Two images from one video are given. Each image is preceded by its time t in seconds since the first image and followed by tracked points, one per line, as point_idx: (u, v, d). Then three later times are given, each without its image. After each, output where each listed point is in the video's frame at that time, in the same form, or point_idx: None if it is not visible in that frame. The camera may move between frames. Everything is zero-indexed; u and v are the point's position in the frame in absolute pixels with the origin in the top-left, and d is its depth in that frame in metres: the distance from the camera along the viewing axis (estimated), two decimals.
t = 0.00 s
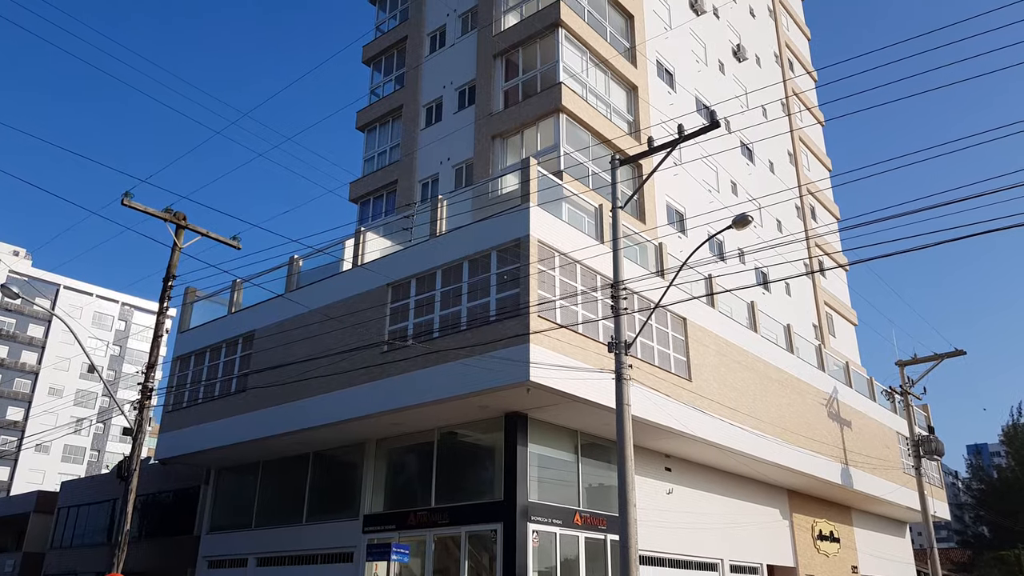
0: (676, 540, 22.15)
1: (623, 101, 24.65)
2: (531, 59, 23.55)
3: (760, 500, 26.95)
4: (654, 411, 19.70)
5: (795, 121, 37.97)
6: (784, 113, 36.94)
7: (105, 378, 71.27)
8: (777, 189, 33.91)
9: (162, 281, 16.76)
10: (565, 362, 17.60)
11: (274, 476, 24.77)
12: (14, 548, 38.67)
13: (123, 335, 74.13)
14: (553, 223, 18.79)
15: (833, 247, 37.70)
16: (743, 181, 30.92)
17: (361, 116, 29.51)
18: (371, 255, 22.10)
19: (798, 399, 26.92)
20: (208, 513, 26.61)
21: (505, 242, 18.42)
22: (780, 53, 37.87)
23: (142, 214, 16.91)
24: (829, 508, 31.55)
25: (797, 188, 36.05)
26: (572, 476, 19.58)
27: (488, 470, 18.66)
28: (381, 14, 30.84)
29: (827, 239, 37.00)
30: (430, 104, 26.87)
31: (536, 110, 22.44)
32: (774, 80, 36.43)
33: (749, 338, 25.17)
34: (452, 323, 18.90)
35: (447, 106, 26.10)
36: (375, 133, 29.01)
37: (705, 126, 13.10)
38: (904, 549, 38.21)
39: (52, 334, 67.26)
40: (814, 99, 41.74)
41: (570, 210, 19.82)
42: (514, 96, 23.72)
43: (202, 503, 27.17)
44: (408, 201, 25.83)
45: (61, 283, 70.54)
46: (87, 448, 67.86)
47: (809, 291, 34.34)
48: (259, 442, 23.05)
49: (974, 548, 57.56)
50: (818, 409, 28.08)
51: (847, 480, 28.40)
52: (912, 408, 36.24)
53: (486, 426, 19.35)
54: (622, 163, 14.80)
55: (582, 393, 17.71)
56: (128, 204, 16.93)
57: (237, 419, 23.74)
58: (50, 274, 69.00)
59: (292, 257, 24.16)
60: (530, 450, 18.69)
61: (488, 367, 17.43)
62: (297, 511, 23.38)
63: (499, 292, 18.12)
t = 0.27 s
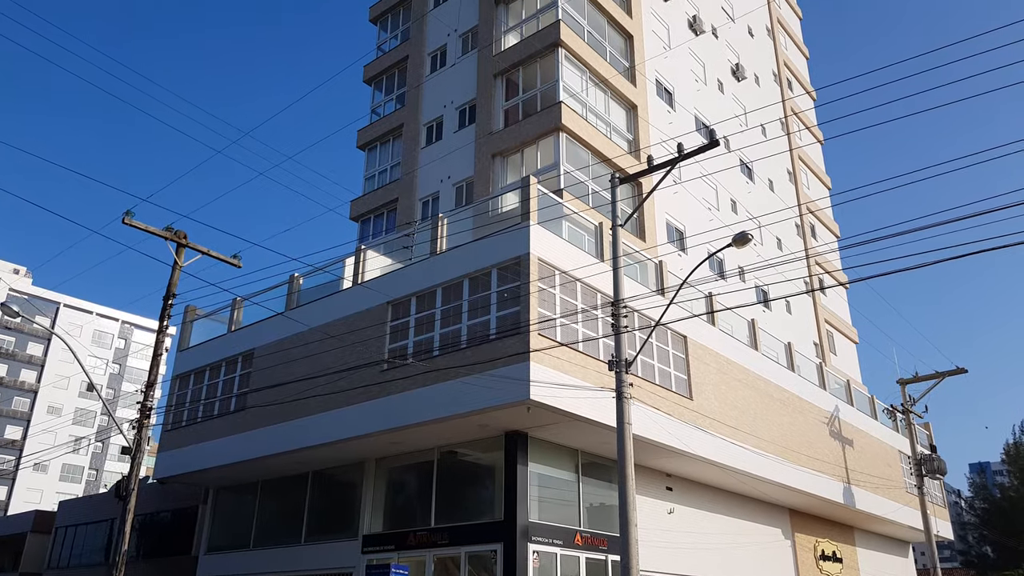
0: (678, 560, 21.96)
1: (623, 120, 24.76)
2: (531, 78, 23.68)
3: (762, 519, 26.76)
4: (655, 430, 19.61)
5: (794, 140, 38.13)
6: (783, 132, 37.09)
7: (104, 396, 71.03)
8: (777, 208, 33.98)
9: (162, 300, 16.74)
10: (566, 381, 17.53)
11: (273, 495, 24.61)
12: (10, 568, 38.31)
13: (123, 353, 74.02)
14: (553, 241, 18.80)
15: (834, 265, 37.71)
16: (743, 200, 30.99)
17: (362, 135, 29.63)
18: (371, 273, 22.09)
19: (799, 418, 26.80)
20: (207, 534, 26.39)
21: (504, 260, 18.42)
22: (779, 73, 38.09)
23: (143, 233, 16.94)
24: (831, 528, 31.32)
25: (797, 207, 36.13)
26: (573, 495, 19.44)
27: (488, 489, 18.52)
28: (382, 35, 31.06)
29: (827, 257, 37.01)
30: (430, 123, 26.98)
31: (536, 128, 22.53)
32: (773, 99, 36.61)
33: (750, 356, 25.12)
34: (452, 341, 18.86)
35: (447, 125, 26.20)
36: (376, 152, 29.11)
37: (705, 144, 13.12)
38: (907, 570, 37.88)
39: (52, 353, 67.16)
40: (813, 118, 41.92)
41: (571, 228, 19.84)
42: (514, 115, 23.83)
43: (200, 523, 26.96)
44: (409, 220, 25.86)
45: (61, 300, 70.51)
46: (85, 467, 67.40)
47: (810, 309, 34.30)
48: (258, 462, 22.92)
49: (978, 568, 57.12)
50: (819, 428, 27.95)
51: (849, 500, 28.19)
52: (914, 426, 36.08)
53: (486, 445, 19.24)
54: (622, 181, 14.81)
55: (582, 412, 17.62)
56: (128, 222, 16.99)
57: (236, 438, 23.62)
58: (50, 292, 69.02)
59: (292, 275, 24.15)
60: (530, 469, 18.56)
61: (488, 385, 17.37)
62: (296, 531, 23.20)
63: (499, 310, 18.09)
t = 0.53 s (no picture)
0: None
1: (623, 138, 24.84)
2: (531, 97, 23.81)
3: (764, 539, 26.55)
4: (656, 449, 19.51)
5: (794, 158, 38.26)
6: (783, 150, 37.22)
7: (103, 414, 70.77)
8: (777, 226, 34.04)
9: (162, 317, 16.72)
10: (566, 399, 17.45)
11: (272, 514, 24.44)
12: None
13: (123, 370, 73.88)
14: (554, 259, 18.79)
15: (834, 283, 37.70)
16: (743, 218, 31.04)
17: (363, 153, 29.73)
18: (371, 290, 22.07)
19: (801, 436, 26.66)
20: (205, 553, 26.17)
21: (505, 278, 18.41)
22: (779, 91, 38.30)
23: (144, 251, 16.96)
24: (834, 547, 31.09)
25: (797, 225, 36.18)
26: (574, 515, 19.29)
27: (488, 508, 18.39)
28: (384, 53, 31.28)
29: (827, 274, 37.00)
30: (431, 141, 27.09)
31: (536, 146, 22.61)
32: (772, 118, 36.78)
33: (751, 374, 25.05)
34: (452, 359, 18.81)
35: (448, 143, 26.30)
36: (377, 170, 29.20)
37: (704, 162, 13.13)
38: None
39: (52, 371, 67.03)
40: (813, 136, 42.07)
41: (571, 246, 19.84)
42: (514, 133, 23.92)
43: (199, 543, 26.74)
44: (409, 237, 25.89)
45: (61, 318, 70.49)
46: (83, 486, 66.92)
47: (811, 327, 34.24)
48: (257, 481, 22.79)
49: None
50: (821, 447, 27.80)
51: (851, 519, 27.97)
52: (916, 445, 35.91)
53: (487, 463, 19.12)
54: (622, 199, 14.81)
55: (583, 430, 17.52)
56: (130, 240, 17.02)
57: (235, 457, 23.50)
58: (51, 309, 69.01)
59: (293, 292, 24.12)
60: (531, 488, 18.43)
61: (488, 404, 17.30)
62: (295, 550, 23.01)
63: (500, 328, 18.07)
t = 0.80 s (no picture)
0: None
1: (624, 155, 24.92)
2: (531, 115, 23.92)
3: (766, 558, 26.33)
4: (657, 467, 19.40)
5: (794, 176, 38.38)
6: (784, 168, 37.32)
7: (101, 431, 70.51)
8: (777, 243, 34.07)
9: (162, 334, 16.70)
10: (567, 417, 17.36)
11: (271, 532, 24.27)
12: None
13: (122, 387, 73.68)
14: (554, 276, 18.78)
15: (835, 300, 37.67)
16: (743, 235, 31.08)
17: (364, 170, 29.81)
18: (371, 307, 22.05)
19: (803, 454, 26.52)
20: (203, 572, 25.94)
21: (505, 295, 18.39)
22: (778, 109, 38.47)
23: (145, 268, 17.01)
24: (837, 566, 30.83)
25: (797, 242, 36.22)
26: (575, 533, 19.15)
27: (488, 527, 18.26)
28: (385, 71, 31.46)
29: (828, 292, 36.97)
30: (432, 158, 27.17)
31: (536, 164, 22.67)
32: (772, 135, 36.93)
33: (752, 391, 24.96)
34: (452, 376, 18.75)
35: (449, 160, 26.38)
36: (378, 187, 29.26)
37: (704, 180, 13.15)
38: None
39: (51, 388, 66.88)
40: (813, 153, 42.23)
41: (571, 262, 19.83)
42: (515, 151, 24.01)
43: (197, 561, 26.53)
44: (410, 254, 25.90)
45: (61, 334, 70.45)
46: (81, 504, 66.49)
47: (812, 344, 34.18)
48: (256, 499, 22.64)
49: None
50: (823, 465, 27.63)
51: (854, 538, 27.75)
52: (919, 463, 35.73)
53: (487, 482, 19.01)
54: (622, 216, 14.80)
55: (583, 448, 17.43)
56: (131, 257, 17.08)
57: (234, 475, 23.36)
58: (51, 326, 69.00)
59: (293, 309, 24.10)
60: (532, 507, 18.31)
61: (488, 421, 17.22)
62: (293, 569, 22.81)
63: (500, 345, 18.02)
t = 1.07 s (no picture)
0: None
1: (623, 172, 24.98)
2: (531, 132, 24.01)
3: None
4: (657, 484, 19.29)
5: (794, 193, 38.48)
6: (783, 185, 37.41)
7: (100, 448, 70.21)
8: (777, 259, 34.09)
9: (162, 351, 16.68)
10: (567, 434, 17.27)
11: (269, 550, 24.08)
12: None
13: (121, 404, 73.45)
14: (554, 292, 18.76)
15: (836, 316, 37.64)
16: (743, 251, 31.10)
17: (364, 186, 29.87)
18: (371, 323, 22.01)
19: (804, 471, 26.37)
20: None
21: (505, 311, 18.37)
22: (777, 125, 38.64)
23: (144, 284, 17.04)
24: None
25: (797, 258, 36.24)
26: (576, 551, 19.00)
27: (488, 545, 18.11)
28: (386, 89, 31.63)
29: (828, 308, 36.95)
30: (432, 174, 27.24)
31: (537, 180, 22.72)
32: (771, 152, 37.06)
33: (753, 408, 24.86)
34: (452, 393, 18.68)
35: (449, 176, 26.44)
36: (379, 203, 29.31)
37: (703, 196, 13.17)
38: None
39: (50, 405, 66.68)
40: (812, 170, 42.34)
41: (571, 279, 19.76)
42: (515, 167, 24.07)
43: None
44: (410, 270, 25.90)
45: (61, 351, 70.35)
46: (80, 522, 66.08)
47: (812, 360, 34.10)
48: (255, 516, 22.50)
49: None
50: (825, 482, 27.48)
51: (856, 555, 27.55)
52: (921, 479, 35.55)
53: (487, 499, 18.88)
54: (622, 233, 14.80)
55: (584, 465, 17.32)
56: (131, 273, 17.11)
57: (233, 492, 23.23)
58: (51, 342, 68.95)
59: (293, 325, 24.06)
60: (533, 525, 18.17)
61: (488, 438, 17.15)
62: None
63: (500, 361, 17.97)
